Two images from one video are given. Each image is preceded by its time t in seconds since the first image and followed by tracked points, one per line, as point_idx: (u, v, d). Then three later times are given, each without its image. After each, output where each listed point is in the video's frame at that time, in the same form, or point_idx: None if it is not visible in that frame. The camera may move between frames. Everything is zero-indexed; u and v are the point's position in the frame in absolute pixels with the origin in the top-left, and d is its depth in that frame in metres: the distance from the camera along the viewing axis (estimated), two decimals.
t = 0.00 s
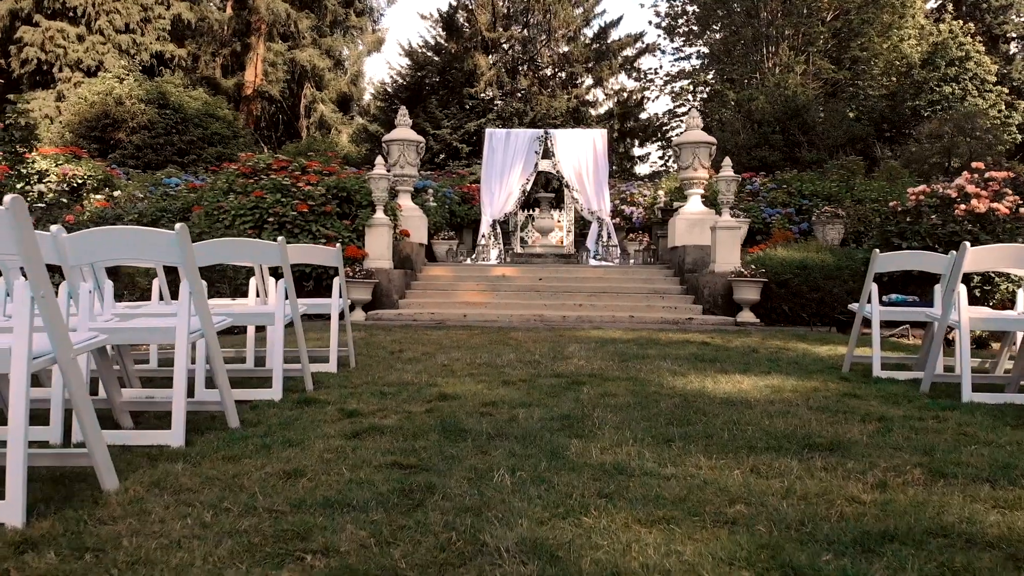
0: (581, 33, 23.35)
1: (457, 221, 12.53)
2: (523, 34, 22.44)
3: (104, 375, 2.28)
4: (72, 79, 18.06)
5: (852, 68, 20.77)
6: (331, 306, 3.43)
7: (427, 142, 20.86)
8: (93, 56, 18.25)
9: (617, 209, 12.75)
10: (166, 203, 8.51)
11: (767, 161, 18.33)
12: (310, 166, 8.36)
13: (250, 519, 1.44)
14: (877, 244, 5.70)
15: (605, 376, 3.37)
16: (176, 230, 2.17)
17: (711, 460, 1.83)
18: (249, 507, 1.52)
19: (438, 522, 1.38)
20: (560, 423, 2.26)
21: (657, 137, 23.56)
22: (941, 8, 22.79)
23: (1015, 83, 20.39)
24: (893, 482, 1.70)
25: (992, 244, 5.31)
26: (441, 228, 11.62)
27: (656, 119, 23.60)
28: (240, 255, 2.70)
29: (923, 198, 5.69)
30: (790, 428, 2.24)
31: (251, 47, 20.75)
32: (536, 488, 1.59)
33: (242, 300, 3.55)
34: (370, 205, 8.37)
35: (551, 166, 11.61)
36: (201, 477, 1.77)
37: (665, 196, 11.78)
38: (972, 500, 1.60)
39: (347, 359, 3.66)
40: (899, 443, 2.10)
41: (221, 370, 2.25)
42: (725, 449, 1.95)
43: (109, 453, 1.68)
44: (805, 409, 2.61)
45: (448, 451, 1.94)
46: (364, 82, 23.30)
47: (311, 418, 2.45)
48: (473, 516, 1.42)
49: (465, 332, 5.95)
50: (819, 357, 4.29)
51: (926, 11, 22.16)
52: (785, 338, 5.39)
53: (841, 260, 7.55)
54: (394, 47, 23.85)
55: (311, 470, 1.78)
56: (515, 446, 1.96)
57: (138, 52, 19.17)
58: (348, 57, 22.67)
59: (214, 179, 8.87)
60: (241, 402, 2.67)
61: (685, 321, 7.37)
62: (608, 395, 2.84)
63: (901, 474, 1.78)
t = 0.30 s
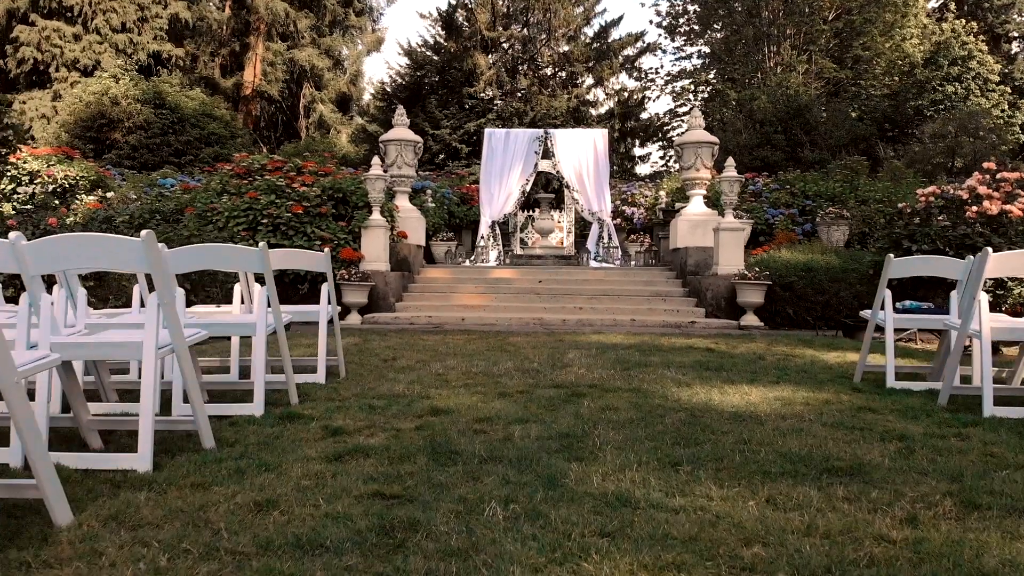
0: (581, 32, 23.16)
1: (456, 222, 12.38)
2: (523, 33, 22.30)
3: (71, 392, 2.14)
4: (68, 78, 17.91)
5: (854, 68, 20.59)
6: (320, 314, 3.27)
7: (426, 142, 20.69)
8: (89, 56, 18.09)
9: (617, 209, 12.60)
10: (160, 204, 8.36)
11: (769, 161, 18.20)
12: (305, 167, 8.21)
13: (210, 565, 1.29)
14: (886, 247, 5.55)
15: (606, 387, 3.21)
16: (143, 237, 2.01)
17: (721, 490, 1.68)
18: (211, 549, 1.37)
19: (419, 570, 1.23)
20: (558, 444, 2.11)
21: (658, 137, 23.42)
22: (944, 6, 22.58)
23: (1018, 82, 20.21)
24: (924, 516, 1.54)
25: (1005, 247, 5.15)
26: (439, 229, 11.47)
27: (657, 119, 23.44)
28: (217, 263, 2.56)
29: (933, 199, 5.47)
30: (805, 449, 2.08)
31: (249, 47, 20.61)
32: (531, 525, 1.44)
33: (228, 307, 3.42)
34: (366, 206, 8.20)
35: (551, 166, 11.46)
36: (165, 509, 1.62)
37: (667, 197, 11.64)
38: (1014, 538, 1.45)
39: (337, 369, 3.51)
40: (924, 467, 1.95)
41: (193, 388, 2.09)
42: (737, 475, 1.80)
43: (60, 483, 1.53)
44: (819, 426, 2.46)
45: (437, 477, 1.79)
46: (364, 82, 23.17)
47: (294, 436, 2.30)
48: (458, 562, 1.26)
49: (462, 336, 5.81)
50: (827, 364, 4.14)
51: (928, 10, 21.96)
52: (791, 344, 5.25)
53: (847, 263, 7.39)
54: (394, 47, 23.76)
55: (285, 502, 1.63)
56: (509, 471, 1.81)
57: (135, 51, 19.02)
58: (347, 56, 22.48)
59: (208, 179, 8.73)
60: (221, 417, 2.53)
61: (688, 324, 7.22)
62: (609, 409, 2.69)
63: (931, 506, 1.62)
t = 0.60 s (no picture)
0: (581, 32, 22.99)
1: (454, 223, 12.23)
2: (523, 32, 22.11)
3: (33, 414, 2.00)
4: (64, 78, 17.77)
5: (855, 67, 20.46)
6: (307, 324, 3.12)
7: (425, 142, 20.57)
8: (86, 55, 17.92)
9: (618, 211, 12.45)
10: (151, 206, 8.20)
11: (771, 161, 18.09)
12: (300, 168, 8.05)
13: None
14: (895, 251, 5.41)
15: (607, 401, 3.07)
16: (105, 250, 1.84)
17: (736, 529, 1.53)
18: None
19: None
20: (558, 471, 1.96)
21: (658, 137, 23.27)
22: (946, 5, 22.44)
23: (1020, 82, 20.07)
24: (962, 562, 1.40)
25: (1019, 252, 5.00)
26: (438, 230, 11.33)
27: (657, 119, 23.27)
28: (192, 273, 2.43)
29: (944, 203, 5.41)
30: (822, 477, 1.93)
31: (248, 47, 20.44)
32: None
33: (211, 317, 3.27)
34: (362, 207, 8.05)
35: (551, 167, 11.31)
36: (123, 553, 1.46)
37: (668, 198, 11.50)
38: None
39: (327, 381, 3.36)
40: (953, 499, 1.80)
41: (160, 412, 1.95)
42: (753, 512, 1.65)
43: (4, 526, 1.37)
44: (835, 448, 2.31)
45: (424, 510, 1.64)
46: (363, 82, 23.06)
47: (274, 461, 2.15)
48: None
49: (459, 342, 5.66)
50: (837, 375, 4.00)
51: (930, 9, 21.79)
52: (797, 351, 5.11)
53: (853, 266, 7.25)
54: (392, 46, 23.63)
55: (258, 543, 1.48)
56: (504, 505, 1.66)
57: (131, 51, 18.85)
58: (347, 56, 22.30)
59: (202, 181, 8.57)
60: (198, 439, 2.39)
61: (690, 329, 7.06)
62: (611, 428, 2.54)
63: (967, 548, 1.48)
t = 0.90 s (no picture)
0: (582, 31, 22.79)
1: (453, 224, 12.08)
2: (523, 31, 21.88)
3: None
4: (61, 78, 17.62)
5: (857, 67, 20.30)
6: (294, 337, 2.95)
7: (424, 142, 20.45)
8: (82, 55, 17.77)
9: (619, 212, 12.30)
10: (144, 207, 8.04)
11: (773, 161, 18.02)
12: (296, 169, 7.89)
13: None
14: (905, 256, 5.26)
15: (611, 418, 2.92)
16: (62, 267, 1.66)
17: None
18: None
19: None
20: (559, 505, 1.81)
21: (659, 137, 23.13)
22: (949, 3, 22.29)
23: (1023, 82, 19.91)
24: None
25: None
26: (437, 232, 11.20)
27: (659, 119, 23.10)
28: (167, 286, 2.28)
29: (956, 207, 5.23)
30: (845, 513, 1.78)
31: (247, 47, 20.30)
32: None
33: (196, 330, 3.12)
34: (359, 210, 7.89)
35: (551, 167, 11.15)
36: None
37: (670, 199, 11.37)
38: None
39: (316, 396, 3.21)
40: (991, 538, 1.65)
41: (127, 441, 1.81)
42: (773, 557, 1.50)
43: None
44: (855, 475, 2.17)
45: (412, 556, 1.49)
46: (362, 82, 22.96)
47: (254, 491, 2.00)
48: None
49: (458, 349, 5.53)
50: (849, 387, 3.86)
51: (933, 8, 21.62)
52: (805, 359, 4.98)
53: (859, 269, 7.11)
54: (392, 46, 23.51)
55: None
56: (499, 550, 1.51)
57: (128, 50, 18.68)
58: (346, 56, 22.15)
59: (196, 182, 8.40)
60: (174, 465, 2.24)
61: (694, 334, 6.91)
62: (616, 450, 2.39)
63: None
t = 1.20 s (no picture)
0: (582, 31, 22.63)
1: (453, 226, 11.93)
2: (523, 31, 21.68)
3: None
4: (57, 78, 17.45)
5: (859, 67, 20.14)
6: (282, 349, 2.80)
7: (423, 143, 20.32)
8: (78, 55, 17.61)
9: (621, 214, 12.16)
10: (137, 209, 7.90)
11: (775, 162, 17.98)
12: (291, 171, 7.72)
13: None
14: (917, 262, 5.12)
15: (616, 437, 2.76)
16: (14, 288, 1.50)
17: None
18: None
19: None
20: (563, 545, 1.65)
21: (660, 137, 22.96)
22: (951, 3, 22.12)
23: None
24: None
25: None
26: (436, 234, 11.06)
27: (659, 119, 22.96)
28: (145, 301, 2.17)
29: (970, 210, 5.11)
30: (877, 556, 1.63)
31: (245, 46, 20.21)
32: None
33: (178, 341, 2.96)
34: (356, 212, 7.73)
35: (551, 169, 11.00)
36: None
37: (672, 201, 11.23)
38: None
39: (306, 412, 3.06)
40: None
41: (92, 473, 1.66)
42: None
43: None
44: (882, 506, 2.02)
45: None
46: (360, 83, 22.85)
47: (231, 525, 1.85)
48: None
49: (457, 356, 5.39)
50: (863, 400, 3.71)
51: (935, 7, 21.45)
52: (814, 368, 4.84)
53: (867, 274, 6.99)
54: (390, 45, 23.37)
55: None
56: None
57: (125, 50, 18.53)
58: (345, 56, 22.03)
59: (189, 184, 8.25)
60: (148, 494, 2.09)
61: (698, 340, 6.76)
62: (623, 476, 2.24)
63: None
